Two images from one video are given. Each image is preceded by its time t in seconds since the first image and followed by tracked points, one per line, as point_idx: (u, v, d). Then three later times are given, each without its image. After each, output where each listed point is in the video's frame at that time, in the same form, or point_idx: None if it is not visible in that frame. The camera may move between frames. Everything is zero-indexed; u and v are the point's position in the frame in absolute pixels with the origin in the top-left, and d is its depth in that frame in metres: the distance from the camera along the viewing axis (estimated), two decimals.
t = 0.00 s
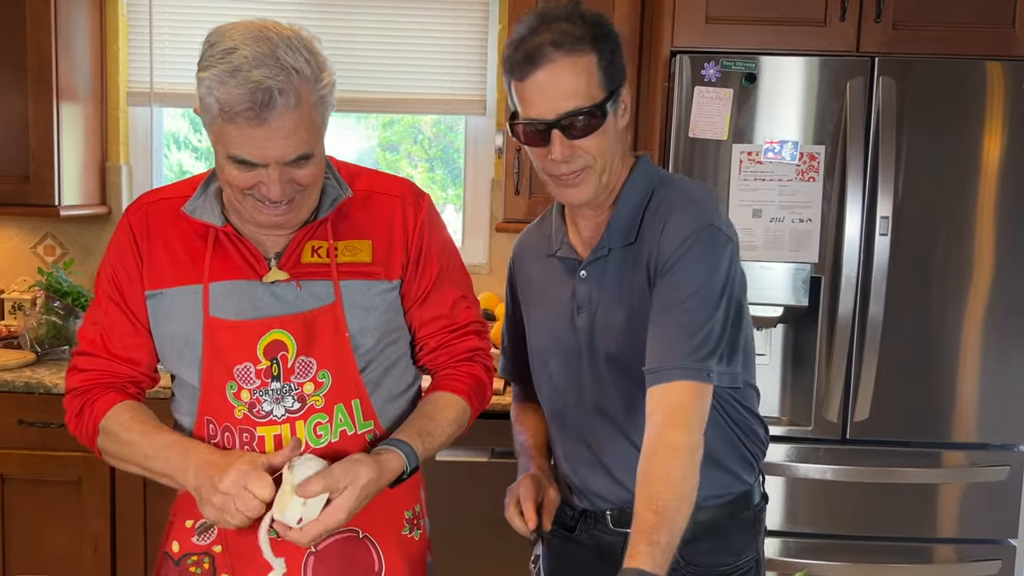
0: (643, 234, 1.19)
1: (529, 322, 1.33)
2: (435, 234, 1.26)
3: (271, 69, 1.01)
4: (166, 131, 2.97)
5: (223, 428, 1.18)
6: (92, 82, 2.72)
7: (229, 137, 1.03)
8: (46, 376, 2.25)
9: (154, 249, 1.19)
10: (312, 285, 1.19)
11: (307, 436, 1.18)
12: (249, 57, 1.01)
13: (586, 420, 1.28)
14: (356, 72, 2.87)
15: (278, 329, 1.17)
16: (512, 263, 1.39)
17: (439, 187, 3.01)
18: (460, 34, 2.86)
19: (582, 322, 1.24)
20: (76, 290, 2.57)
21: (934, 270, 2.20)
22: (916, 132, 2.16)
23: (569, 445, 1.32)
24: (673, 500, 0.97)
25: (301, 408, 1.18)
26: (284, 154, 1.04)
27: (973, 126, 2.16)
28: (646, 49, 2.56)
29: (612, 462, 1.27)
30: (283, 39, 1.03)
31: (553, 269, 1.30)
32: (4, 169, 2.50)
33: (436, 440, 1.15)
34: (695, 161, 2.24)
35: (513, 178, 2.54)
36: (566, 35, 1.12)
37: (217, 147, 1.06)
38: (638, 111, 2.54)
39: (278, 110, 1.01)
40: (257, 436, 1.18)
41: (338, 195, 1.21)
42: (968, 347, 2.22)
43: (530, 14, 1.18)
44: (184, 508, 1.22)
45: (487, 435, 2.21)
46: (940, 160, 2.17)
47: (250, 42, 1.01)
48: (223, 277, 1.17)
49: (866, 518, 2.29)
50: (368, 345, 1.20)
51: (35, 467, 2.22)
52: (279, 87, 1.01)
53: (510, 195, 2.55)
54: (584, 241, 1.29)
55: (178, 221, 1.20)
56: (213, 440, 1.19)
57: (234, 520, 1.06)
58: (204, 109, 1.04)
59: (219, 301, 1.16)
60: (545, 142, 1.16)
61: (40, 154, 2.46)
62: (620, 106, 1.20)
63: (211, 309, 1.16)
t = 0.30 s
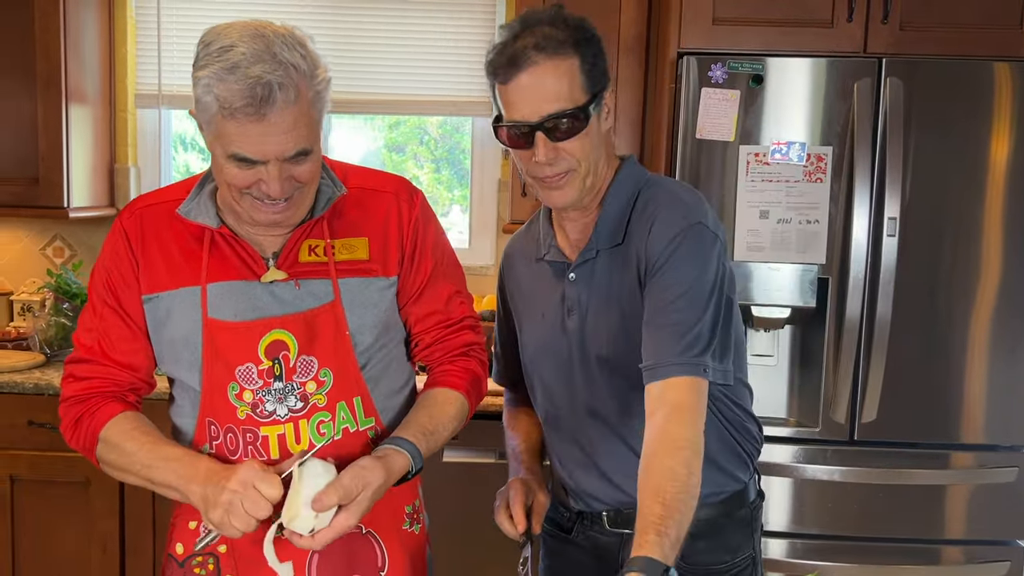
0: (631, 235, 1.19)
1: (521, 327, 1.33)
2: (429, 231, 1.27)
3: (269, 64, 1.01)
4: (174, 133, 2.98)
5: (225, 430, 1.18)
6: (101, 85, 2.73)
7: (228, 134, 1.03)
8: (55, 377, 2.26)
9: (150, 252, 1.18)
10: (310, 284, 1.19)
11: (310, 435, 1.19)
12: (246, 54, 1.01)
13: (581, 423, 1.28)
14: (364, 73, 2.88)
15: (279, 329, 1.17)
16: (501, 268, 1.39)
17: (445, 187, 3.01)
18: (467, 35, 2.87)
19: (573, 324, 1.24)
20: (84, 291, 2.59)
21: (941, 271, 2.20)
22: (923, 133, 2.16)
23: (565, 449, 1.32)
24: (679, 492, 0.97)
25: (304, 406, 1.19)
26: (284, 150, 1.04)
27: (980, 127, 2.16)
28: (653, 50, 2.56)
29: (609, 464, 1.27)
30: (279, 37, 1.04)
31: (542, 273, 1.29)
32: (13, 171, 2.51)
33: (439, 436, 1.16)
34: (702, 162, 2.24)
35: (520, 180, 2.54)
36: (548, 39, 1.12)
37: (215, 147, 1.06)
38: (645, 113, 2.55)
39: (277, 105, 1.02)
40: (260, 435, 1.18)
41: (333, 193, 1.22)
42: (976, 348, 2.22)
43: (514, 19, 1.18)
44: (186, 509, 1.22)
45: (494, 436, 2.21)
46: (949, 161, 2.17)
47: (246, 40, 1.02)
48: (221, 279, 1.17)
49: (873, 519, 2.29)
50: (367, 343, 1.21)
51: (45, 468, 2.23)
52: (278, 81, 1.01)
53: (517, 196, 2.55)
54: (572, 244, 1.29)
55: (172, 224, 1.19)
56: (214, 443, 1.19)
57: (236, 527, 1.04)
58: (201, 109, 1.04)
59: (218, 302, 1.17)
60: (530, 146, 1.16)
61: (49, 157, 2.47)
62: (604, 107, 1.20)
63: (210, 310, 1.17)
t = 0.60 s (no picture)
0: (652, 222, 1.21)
1: (528, 322, 1.31)
2: (428, 226, 1.28)
3: (268, 55, 1.02)
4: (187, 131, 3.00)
5: (232, 424, 1.19)
6: (114, 83, 2.75)
7: (229, 125, 1.04)
8: (71, 373, 2.28)
9: (154, 250, 1.19)
10: (313, 278, 1.20)
11: (317, 427, 1.19)
12: (245, 46, 1.02)
13: (599, 416, 1.27)
14: (376, 70, 2.89)
15: (285, 322, 1.18)
16: (501, 265, 1.37)
17: (456, 184, 3.01)
18: (478, 32, 2.87)
19: (591, 313, 1.24)
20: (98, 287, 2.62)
21: (954, 266, 2.19)
22: (937, 128, 2.15)
23: (580, 444, 1.31)
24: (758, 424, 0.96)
25: (310, 399, 1.19)
26: (284, 140, 1.05)
27: (994, 122, 2.15)
28: (664, 46, 2.56)
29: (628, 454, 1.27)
30: (278, 31, 1.05)
31: (551, 266, 1.29)
32: (29, 169, 2.53)
33: (444, 427, 1.17)
34: (713, 158, 2.24)
35: (532, 176, 2.54)
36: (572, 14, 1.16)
37: (216, 139, 1.07)
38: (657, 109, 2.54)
39: (276, 96, 1.02)
40: (268, 429, 1.18)
41: (334, 189, 1.23)
42: (989, 344, 2.21)
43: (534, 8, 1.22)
44: (194, 503, 1.23)
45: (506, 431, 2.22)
46: (962, 156, 2.16)
47: (246, 33, 1.03)
48: (225, 273, 1.18)
49: (885, 516, 2.29)
50: (371, 334, 1.22)
51: (60, 463, 2.25)
52: (278, 71, 1.02)
53: (529, 193, 2.55)
54: (582, 235, 1.29)
55: (175, 222, 1.20)
56: (221, 436, 1.19)
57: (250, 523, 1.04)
58: (202, 101, 1.05)
59: (222, 297, 1.17)
60: (545, 115, 1.16)
61: (64, 155, 2.49)
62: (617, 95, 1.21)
63: (215, 305, 1.17)
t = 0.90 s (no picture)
0: (719, 209, 1.27)
1: (575, 304, 1.28)
2: (435, 211, 1.27)
3: (262, 21, 1.02)
4: (204, 120, 3.01)
5: (241, 407, 1.19)
6: (131, 72, 2.76)
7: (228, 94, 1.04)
8: (90, 360, 2.30)
9: (160, 237, 1.20)
10: (319, 263, 1.20)
11: (324, 410, 1.20)
12: (240, 14, 1.02)
13: (653, 401, 1.24)
14: (392, 59, 2.89)
15: (290, 307, 1.18)
16: (533, 247, 1.33)
17: (470, 173, 3.01)
18: (493, 19, 2.86)
19: (653, 292, 1.24)
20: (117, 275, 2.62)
21: (973, 254, 2.17)
22: (957, 115, 2.13)
23: (618, 433, 1.26)
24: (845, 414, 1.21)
25: (317, 382, 1.19)
26: (283, 107, 1.04)
27: (1016, 109, 2.13)
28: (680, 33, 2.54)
29: (676, 442, 1.24)
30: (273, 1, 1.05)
31: (605, 246, 1.28)
32: (47, 158, 2.55)
33: (467, 411, 1.15)
34: (729, 145, 2.23)
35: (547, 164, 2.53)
36: None
37: (218, 113, 1.07)
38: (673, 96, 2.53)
39: (271, 60, 1.02)
40: (275, 412, 1.19)
41: (339, 172, 1.23)
42: (1008, 334, 2.20)
43: None
44: (206, 487, 1.25)
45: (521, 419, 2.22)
46: (984, 143, 2.14)
47: (241, 3, 1.04)
48: (232, 258, 1.19)
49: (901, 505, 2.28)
50: (378, 320, 1.21)
51: (80, 449, 2.27)
52: (272, 35, 1.01)
53: (544, 180, 2.54)
54: (632, 213, 1.30)
55: (181, 208, 1.21)
56: (230, 421, 1.20)
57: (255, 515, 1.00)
58: (201, 74, 1.05)
59: (229, 282, 1.18)
60: (628, 87, 1.19)
61: (82, 144, 2.51)
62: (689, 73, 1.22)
63: (221, 290, 1.18)
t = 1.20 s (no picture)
0: (802, 200, 1.27)
1: (642, 275, 1.29)
2: (438, 195, 1.26)
3: None
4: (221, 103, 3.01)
5: (244, 388, 1.20)
6: (148, 55, 2.76)
7: (223, 67, 1.04)
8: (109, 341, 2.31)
9: (165, 218, 1.20)
10: (322, 246, 1.20)
11: (326, 392, 1.20)
12: None
13: (709, 378, 1.26)
14: (409, 41, 2.88)
15: (293, 289, 1.19)
16: (601, 215, 1.33)
17: (487, 155, 3.00)
18: None
19: (727, 273, 1.25)
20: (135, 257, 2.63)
21: (996, 236, 2.15)
22: (980, 95, 2.10)
23: (673, 408, 1.28)
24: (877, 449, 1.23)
25: (319, 364, 1.19)
26: (278, 77, 1.04)
27: None
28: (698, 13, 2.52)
29: (729, 422, 1.26)
30: None
31: (681, 219, 1.28)
32: (67, 141, 2.56)
33: (490, 378, 1.14)
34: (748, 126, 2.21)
35: (564, 145, 2.52)
36: None
37: (216, 91, 1.07)
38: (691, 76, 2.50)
39: (263, 30, 1.02)
40: (278, 393, 1.19)
41: (341, 155, 1.22)
42: None
43: None
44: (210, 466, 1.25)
45: (537, 402, 2.22)
46: (1008, 123, 2.11)
47: None
48: (235, 239, 1.19)
49: (920, 489, 2.27)
50: (379, 302, 1.22)
51: (102, 429, 2.29)
52: (262, 4, 1.01)
53: (561, 163, 2.53)
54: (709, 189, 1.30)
55: (185, 189, 1.21)
56: (233, 401, 1.20)
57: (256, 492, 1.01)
58: (197, 49, 1.06)
59: (232, 265, 1.19)
60: (732, 63, 1.20)
61: (101, 127, 2.52)
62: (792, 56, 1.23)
63: (225, 273, 1.19)
